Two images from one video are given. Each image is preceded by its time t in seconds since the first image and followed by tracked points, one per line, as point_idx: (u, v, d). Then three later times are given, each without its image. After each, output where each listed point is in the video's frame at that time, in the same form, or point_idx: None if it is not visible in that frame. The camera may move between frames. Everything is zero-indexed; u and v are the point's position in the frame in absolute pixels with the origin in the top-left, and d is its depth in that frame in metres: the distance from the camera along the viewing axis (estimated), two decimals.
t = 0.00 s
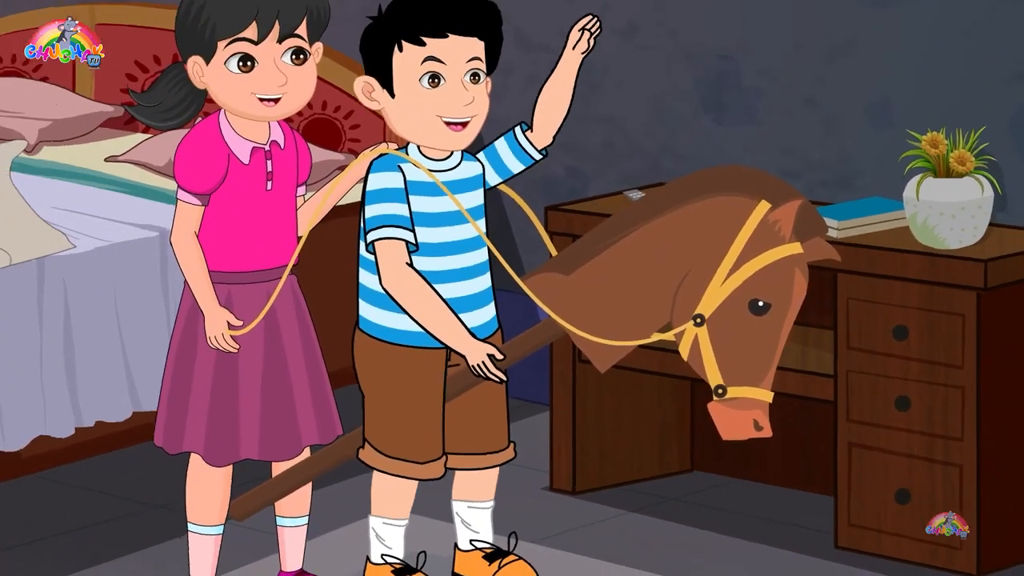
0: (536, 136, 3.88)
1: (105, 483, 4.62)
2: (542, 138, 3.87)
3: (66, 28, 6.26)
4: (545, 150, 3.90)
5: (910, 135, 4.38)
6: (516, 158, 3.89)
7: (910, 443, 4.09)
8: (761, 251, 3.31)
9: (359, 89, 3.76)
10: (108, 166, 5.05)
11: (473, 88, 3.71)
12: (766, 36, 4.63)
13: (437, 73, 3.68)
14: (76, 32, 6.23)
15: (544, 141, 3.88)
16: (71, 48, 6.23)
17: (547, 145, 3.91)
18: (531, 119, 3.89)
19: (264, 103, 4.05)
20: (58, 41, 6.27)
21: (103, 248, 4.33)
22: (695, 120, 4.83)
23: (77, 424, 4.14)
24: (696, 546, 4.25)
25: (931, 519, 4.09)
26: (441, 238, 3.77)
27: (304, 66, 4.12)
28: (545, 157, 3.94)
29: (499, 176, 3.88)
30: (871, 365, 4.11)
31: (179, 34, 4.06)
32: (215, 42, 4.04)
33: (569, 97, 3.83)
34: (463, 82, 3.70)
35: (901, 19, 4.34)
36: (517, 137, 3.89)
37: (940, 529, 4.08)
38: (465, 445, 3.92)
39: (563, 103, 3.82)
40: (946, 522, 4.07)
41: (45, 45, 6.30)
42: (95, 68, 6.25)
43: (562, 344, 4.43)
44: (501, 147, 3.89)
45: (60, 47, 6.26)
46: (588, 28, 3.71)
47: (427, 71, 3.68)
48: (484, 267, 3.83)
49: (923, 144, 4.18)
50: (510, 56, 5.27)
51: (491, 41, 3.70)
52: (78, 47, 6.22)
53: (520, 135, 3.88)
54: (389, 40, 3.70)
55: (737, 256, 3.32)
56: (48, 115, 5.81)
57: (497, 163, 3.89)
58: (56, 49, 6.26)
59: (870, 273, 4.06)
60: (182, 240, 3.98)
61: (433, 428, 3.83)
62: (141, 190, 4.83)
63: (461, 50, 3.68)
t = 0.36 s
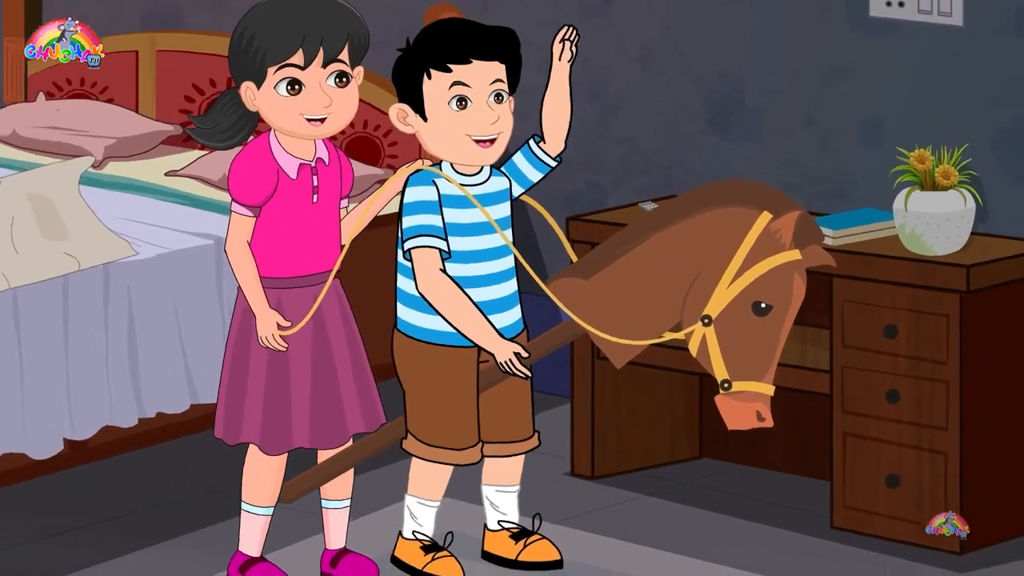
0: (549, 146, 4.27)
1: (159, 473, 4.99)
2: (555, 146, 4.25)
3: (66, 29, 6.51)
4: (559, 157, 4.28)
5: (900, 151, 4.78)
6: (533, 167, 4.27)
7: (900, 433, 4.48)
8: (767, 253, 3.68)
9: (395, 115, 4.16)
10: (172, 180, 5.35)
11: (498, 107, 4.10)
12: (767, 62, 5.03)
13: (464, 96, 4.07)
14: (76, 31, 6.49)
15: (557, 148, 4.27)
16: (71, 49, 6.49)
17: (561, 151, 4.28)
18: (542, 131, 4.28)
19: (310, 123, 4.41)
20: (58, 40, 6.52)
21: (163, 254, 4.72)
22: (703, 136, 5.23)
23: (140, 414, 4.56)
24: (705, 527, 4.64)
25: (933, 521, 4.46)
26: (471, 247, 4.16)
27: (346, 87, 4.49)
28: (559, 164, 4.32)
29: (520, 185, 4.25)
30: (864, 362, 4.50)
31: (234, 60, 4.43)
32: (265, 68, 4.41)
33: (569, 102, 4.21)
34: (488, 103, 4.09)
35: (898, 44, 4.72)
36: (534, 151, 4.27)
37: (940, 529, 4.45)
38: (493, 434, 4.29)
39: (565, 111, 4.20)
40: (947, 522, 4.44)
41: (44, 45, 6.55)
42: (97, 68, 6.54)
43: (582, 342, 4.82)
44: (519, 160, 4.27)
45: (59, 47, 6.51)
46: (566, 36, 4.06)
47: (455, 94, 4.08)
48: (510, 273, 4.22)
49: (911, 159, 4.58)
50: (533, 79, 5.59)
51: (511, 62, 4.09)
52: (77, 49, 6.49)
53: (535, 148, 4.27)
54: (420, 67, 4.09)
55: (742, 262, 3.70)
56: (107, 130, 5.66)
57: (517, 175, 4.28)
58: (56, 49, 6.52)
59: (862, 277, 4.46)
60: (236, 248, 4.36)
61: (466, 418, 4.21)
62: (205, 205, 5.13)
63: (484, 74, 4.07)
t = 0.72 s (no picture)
0: (586, 173, 4.64)
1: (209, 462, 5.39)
2: (591, 176, 4.61)
3: (67, 29, 6.88)
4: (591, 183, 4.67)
5: (891, 164, 5.18)
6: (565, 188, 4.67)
7: (891, 423, 4.87)
8: (766, 261, 4.08)
9: (432, 121, 4.54)
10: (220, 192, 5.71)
11: (527, 127, 4.49)
12: (770, 84, 5.42)
13: (498, 112, 4.46)
14: (79, 32, 6.88)
15: (592, 176, 4.65)
16: (74, 50, 6.88)
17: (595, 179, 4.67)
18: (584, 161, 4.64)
19: (347, 139, 4.73)
20: (61, 42, 6.86)
21: (213, 261, 5.17)
22: (710, 151, 5.62)
23: (192, 406, 5.03)
24: (714, 510, 5.05)
25: (934, 521, 4.84)
26: (498, 252, 4.54)
27: (383, 107, 4.80)
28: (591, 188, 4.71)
29: (550, 203, 4.65)
30: (858, 358, 4.89)
31: (280, 78, 4.75)
32: (307, 86, 4.73)
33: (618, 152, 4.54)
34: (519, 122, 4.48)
35: (889, 66, 5.12)
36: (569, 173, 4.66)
37: (941, 529, 4.82)
38: (516, 425, 4.66)
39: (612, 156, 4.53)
40: (947, 523, 4.82)
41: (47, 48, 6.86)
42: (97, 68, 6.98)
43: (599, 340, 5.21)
44: (553, 180, 4.66)
45: (63, 49, 6.87)
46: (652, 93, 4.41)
47: (490, 111, 4.46)
48: (533, 275, 4.60)
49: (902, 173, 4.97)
50: (555, 101, 5.96)
51: (544, 88, 4.48)
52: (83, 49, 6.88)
53: (571, 171, 4.66)
54: (458, 83, 4.48)
55: (745, 267, 4.10)
56: (162, 146, 5.90)
57: (548, 191, 4.67)
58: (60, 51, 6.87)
59: (856, 281, 4.86)
60: (281, 253, 4.69)
61: (490, 411, 4.60)
62: (251, 214, 5.55)
63: (520, 96, 4.46)
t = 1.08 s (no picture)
0: (583, 169, 5.01)
1: (249, 452, 5.78)
2: (589, 170, 4.99)
3: (66, 30, 7.60)
4: (592, 178, 5.03)
5: (883, 176, 5.58)
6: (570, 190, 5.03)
7: (884, 416, 5.27)
8: (768, 266, 4.47)
9: (453, 148, 4.88)
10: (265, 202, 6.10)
11: (541, 139, 4.84)
12: (772, 102, 5.82)
13: (511, 130, 4.81)
14: (77, 32, 7.60)
15: (589, 171, 5.01)
16: (70, 50, 7.61)
17: (594, 174, 5.03)
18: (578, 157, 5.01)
19: (382, 153, 5.09)
20: (58, 42, 7.64)
21: (256, 265, 5.58)
22: (715, 164, 6.02)
23: (236, 400, 5.48)
24: (720, 496, 5.45)
25: (934, 522, 5.16)
26: (520, 259, 4.89)
27: (414, 122, 5.15)
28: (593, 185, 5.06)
29: (562, 205, 4.99)
30: (850, 354, 5.29)
31: (318, 101, 5.12)
32: (343, 107, 5.09)
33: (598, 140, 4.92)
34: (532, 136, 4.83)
35: (881, 85, 5.53)
36: (572, 176, 5.01)
37: (941, 528, 5.15)
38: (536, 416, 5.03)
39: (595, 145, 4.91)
40: (948, 523, 5.14)
41: (43, 45, 7.70)
42: (96, 67, 7.58)
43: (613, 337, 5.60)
44: (560, 185, 5.00)
45: (60, 49, 7.64)
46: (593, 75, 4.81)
47: (505, 129, 4.82)
48: (552, 279, 4.96)
49: (892, 185, 5.37)
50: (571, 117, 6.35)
51: (552, 101, 4.84)
52: (77, 50, 7.59)
53: (573, 173, 5.00)
54: (475, 107, 4.84)
55: (749, 270, 4.50)
56: (211, 159, 6.27)
57: (559, 197, 5.01)
58: (57, 50, 7.66)
59: (849, 284, 5.25)
60: (320, 261, 5.06)
61: (516, 403, 4.96)
62: (291, 221, 5.96)
63: (528, 111, 4.82)
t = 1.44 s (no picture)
0: (610, 189, 5.31)
1: (284, 444, 6.18)
2: (615, 190, 5.28)
3: (66, 30, 7.88)
4: (615, 197, 5.35)
5: (877, 186, 5.99)
6: (592, 205, 5.34)
7: (877, 409, 5.66)
8: (770, 270, 4.88)
9: (479, 153, 5.22)
10: (300, 210, 6.49)
11: (563, 154, 5.17)
12: (774, 118, 6.22)
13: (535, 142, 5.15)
14: (77, 31, 7.88)
15: (615, 191, 5.31)
16: (71, 49, 7.91)
17: (617, 194, 5.35)
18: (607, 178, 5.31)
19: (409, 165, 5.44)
20: (58, 41, 7.90)
21: (293, 269, 5.98)
22: (720, 175, 6.41)
23: (275, 395, 5.91)
24: (725, 484, 5.84)
25: (935, 523, 5.46)
26: (538, 262, 5.22)
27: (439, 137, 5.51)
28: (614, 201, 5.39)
29: (581, 218, 5.31)
30: (844, 350, 5.68)
31: (351, 113, 5.47)
32: (374, 120, 5.44)
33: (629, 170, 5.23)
34: (554, 150, 5.16)
35: (874, 102, 5.94)
36: (595, 192, 5.34)
37: (942, 528, 5.44)
38: (551, 409, 5.39)
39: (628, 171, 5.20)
40: (948, 524, 5.43)
41: (42, 43, 7.93)
42: (96, 66, 8.06)
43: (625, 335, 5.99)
44: (582, 198, 5.33)
45: (60, 48, 7.91)
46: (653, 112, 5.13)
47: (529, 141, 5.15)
48: (568, 282, 5.29)
49: (885, 195, 5.77)
50: (586, 132, 6.75)
51: (575, 119, 5.17)
52: (78, 49, 7.91)
53: (597, 190, 5.33)
54: (502, 119, 5.17)
55: (752, 273, 4.89)
56: (249, 170, 6.67)
57: (578, 208, 5.34)
58: (57, 49, 7.92)
59: (844, 286, 5.64)
60: (352, 265, 5.40)
61: (532, 397, 5.30)
62: (326, 228, 6.36)
63: (554, 127, 5.15)
